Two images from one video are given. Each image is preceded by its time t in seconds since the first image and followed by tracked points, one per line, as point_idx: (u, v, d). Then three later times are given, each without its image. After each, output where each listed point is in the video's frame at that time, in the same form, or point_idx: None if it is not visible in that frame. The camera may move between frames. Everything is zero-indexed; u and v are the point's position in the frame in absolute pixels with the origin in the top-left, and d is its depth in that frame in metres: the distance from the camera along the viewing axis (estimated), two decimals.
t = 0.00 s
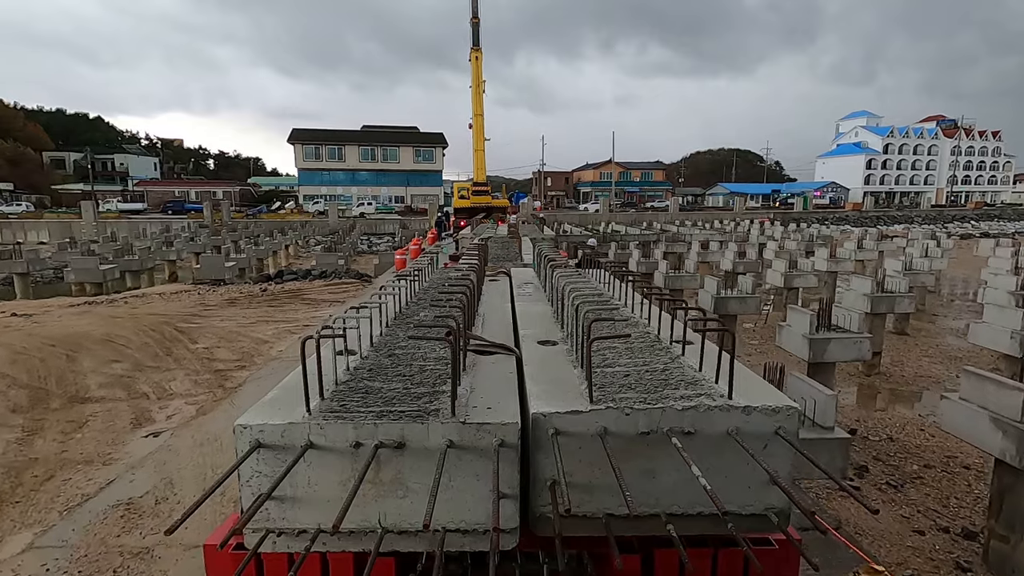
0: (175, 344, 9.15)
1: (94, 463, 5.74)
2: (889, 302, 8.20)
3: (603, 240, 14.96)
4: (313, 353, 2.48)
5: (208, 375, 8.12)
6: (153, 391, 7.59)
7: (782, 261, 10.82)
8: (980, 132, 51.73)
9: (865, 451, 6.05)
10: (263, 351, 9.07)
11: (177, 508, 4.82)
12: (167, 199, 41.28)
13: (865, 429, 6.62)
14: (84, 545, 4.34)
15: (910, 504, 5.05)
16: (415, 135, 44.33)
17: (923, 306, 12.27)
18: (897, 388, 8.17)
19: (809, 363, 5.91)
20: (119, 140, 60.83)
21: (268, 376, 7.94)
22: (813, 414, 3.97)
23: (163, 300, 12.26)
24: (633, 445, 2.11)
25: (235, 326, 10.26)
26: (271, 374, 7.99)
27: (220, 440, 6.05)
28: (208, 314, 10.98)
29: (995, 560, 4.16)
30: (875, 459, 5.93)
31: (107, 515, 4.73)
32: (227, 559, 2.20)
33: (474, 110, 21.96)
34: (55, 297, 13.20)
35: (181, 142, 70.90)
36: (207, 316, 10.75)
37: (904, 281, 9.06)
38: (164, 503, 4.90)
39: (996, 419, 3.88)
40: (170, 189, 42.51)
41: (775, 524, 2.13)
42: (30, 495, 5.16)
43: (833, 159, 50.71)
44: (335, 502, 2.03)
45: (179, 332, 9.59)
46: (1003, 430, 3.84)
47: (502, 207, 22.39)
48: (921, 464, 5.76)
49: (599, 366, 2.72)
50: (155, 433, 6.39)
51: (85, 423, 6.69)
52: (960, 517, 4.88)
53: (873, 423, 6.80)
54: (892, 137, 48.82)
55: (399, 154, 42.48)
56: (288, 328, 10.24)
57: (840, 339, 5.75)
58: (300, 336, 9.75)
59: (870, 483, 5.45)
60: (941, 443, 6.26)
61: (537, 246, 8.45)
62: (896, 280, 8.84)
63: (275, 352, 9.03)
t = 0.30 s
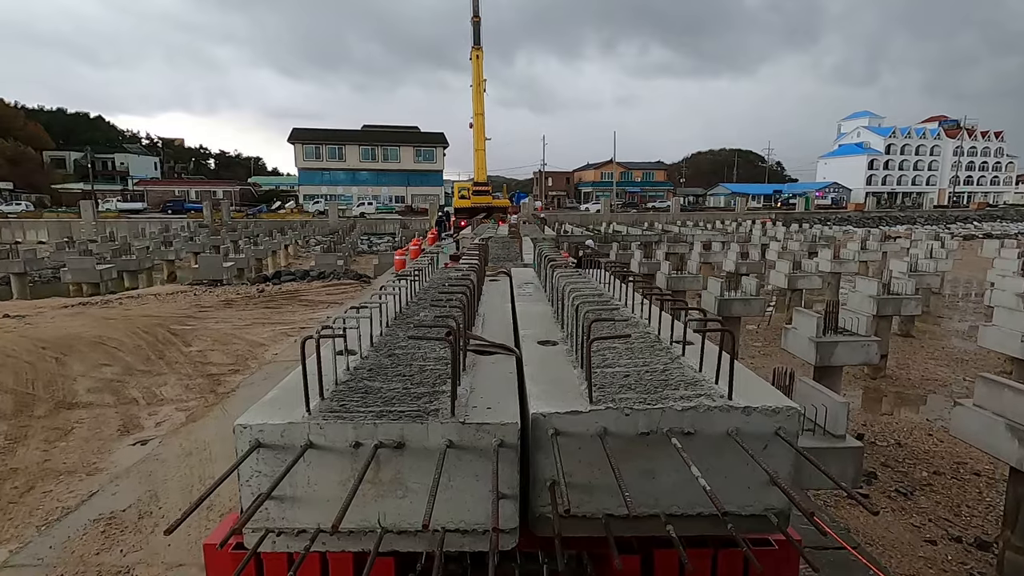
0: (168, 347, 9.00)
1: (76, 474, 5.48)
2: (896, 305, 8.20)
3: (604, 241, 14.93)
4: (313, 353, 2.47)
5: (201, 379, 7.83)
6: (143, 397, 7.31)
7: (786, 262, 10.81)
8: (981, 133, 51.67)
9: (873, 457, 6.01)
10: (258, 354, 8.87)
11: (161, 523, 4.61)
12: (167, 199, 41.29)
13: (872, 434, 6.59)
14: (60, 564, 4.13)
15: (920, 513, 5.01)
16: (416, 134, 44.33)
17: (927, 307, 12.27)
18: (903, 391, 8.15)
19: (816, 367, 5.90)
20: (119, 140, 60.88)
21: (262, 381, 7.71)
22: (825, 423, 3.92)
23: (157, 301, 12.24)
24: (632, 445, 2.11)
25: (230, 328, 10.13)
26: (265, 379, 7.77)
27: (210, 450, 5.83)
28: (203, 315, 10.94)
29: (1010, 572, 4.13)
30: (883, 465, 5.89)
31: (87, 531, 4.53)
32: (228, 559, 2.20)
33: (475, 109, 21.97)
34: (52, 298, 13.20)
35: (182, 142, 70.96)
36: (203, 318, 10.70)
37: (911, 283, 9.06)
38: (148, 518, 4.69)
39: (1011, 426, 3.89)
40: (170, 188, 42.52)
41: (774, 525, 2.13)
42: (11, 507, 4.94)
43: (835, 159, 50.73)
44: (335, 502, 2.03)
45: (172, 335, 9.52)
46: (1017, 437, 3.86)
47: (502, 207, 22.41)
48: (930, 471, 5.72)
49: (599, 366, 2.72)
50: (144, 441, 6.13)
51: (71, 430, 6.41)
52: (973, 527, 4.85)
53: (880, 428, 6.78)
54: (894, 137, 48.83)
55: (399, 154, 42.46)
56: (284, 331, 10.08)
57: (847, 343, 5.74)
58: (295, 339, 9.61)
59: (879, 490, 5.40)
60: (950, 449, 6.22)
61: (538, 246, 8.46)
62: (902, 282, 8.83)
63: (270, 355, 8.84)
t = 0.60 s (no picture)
0: (160, 351, 8.91)
1: (59, 486, 5.34)
2: (903, 306, 8.18)
3: (606, 240, 14.89)
4: (313, 353, 2.47)
5: (192, 385, 7.72)
6: (132, 402, 7.24)
7: (790, 262, 10.78)
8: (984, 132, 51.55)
9: (882, 463, 5.85)
10: (252, 358, 8.75)
11: (142, 541, 4.41)
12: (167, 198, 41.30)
13: (880, 438, 6.48)
14: None
15: (931, 521, 4.82)
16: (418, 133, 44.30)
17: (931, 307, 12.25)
18: (909, 394, 8.11)
19: (823, 370, 5.86)
20: (120, 139, 60.94)
21: (254, 386, 7.60)
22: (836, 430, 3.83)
23: (151, 302, 12.20)
24: (632, 446, 2.11)
25: (225, 331, 10.03)
26: (257, 385, 7.65)
27: (197, 461, 5.67)
28: (199, 316, 10.92)
29: None
30: (892, 470, 5.73)
31: (64, 548, 4.36)
32: (227, 558, 2.20)
33: (476, 108, 21.95)
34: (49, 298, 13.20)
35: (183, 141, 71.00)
36: (198, 319, 10.66)
37: (917, 284, 9.04)
38: (129, 534, 4.51)
39: None
40: (170, 187, 42.54)
41: (774, 525, 2.13)
42: None
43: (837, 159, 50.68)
44: (334, 501, 2.03)
45: (165, 337, 9.42)
46: None
47: (504, 207, 22.40)
48: (940, 477, 5.56)
49: (599, 366, 2.71)
50: (130, 450, 6.00)
51: (56, 438, 6.32)
52: (986, 535, 4.62)
53: (889, 431, 6.71)
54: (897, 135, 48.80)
55: (400, 152, 42.41)
56: (279, 334, 9.98)
57: (855, 346, 5.69)
58: (292, 343, 9.56)
59: (887, 497, 5.23)
60: (960, 454, 6.10)
61: (540, 245, 8.44)
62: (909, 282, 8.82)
63: (264, 358, 8.73)
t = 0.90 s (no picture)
0: (153, 353, 8.78)
1: (40, 496, 5.08)
2: (908, 307, 8.18)
3: (607, 240, 14.85)
4: (314, 352, 2.47)
5: (184, 389, 7.51)
6: (121, 407, 7.03)
7: (793, 264, 10.75)
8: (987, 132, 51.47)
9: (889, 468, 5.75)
10: (246, 361, 8.56)
11: (125, 558, 4.14)
12: (167, 196, 41.33)
13: (887, 443, 6.40)
14: None
15: (941, 529, 4.74)
16: (419, 132, 44.30)
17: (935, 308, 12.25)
18: (916, 397, 8.08)
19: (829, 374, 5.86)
20: (120, 137, 60.98)
21: (248, 390, 7.38)
22: (846, 438, 3.57)
23: (147, 303, 12.22)
24: (633, 446, 2.10)
25: (220, 332, 9.90)
26: (251, 389, 7.43)
27: (186, 470, 5.42)
28: (194, 317, 10.91)
29: None
30: (900, 476, 5.64)
31: (43, 565, 4.09)
32: (228, 557, 2.20)
33: (477, 106, 21.95)
34: (45, 297, 13.23)
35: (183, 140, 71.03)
36: (193, 319, 10.62)
37: (923, 287, 9.02)
38: (111, 550, 4.24)
39: None
40: (170, 186, 42.53)
41: (774, 526, 2.13)
42: None
43: (839, 159, 50.65)
44: (334, 500, 2.03)
45: (159, 339, 9.31)
46: None
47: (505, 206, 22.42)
48: (948, 483, 5.48)
49: (599, 366, 2.71)
50: (118, 457, 5.78)
51: (41, 445, 6.11)
52: (998, 546, 4.54)
53: (896, 435, 6.65)
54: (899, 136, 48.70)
55: (400, 151, 42.38)
56: (275, 335, 9.82)
57: (862, 349, 5.70)
58: (288, 343, 9.35)
59: (897, 504, 5.12)
60: (968, 459, 6.05)
61: (541, 245, 8.44)
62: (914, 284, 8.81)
63: (259, 361, 8.54)
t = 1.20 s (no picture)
0: (146, 358, 8.55)
1: (23, 510, 4.84)
2: (915, 309, 8.15)
3: (608, 241, 14.79)
4: (313, 352, 2.47)
5: (176, 396, 7.23)
6: (112, 415, 6.75)
7: (797, 265, 10.72)
8: (988, 132, 51.44)
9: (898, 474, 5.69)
10: (241, 366, 8.33)
11: None
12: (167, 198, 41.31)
13: (895, 449, 6.34)
14: None
15: (953, 538, 4.66)
16: (419, 134, 44.33)
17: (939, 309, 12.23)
18: (921, 399, 8.04)
19: (836, 377, 5.80)
20: (120, 139, 61.06)
21: (243, 397, 7.15)
22: (859, 447, 3.56)
23: (143, 306, 12.21)
24: (632, 445, 2.11)
25: (216, 336, 9.78)
26: (247, 395, 7.20)
27: (174, 481, 5.22)
28: (190, 320, 10.85)
29: None
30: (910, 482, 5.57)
31: None
32: (227, 557, 2.20)
33: (477, 107, 21.97)
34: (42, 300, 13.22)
35: (183, 142, 71.13)
36: (189, 323, 10.57)
37: (929, 288, 8.98)
38: (92, 569, 4.07)
39: None
40: (171, 188, 42.54)
41: (773, 525, 2.13)
42: None
43: (840, 159, 50.62)
44: (333, 499, 2.03)
45: (154, 343, 9.19)
46: None
47: (505, 208, 22.42)
48: (959, 489, 5.42)
49: (599, 365, 2.71)
50: (104, 468, 5.51)
51: (26, 455, 5.83)
52: (1011, 554, 4.45)
53: (904, 440, 6.59)
54: (898, 138, 48.52)
55: (401, 152, 42.43)
56: (271, 339, 9.66)
57: (869, 352, 5.63)
58: (283, 347, 9.20)
59: (908, 511, 5.05)
60: (977, 465, 6.00)
61: (541, 245, 8.44)
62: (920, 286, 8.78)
63: (254, 367, 8.31)
